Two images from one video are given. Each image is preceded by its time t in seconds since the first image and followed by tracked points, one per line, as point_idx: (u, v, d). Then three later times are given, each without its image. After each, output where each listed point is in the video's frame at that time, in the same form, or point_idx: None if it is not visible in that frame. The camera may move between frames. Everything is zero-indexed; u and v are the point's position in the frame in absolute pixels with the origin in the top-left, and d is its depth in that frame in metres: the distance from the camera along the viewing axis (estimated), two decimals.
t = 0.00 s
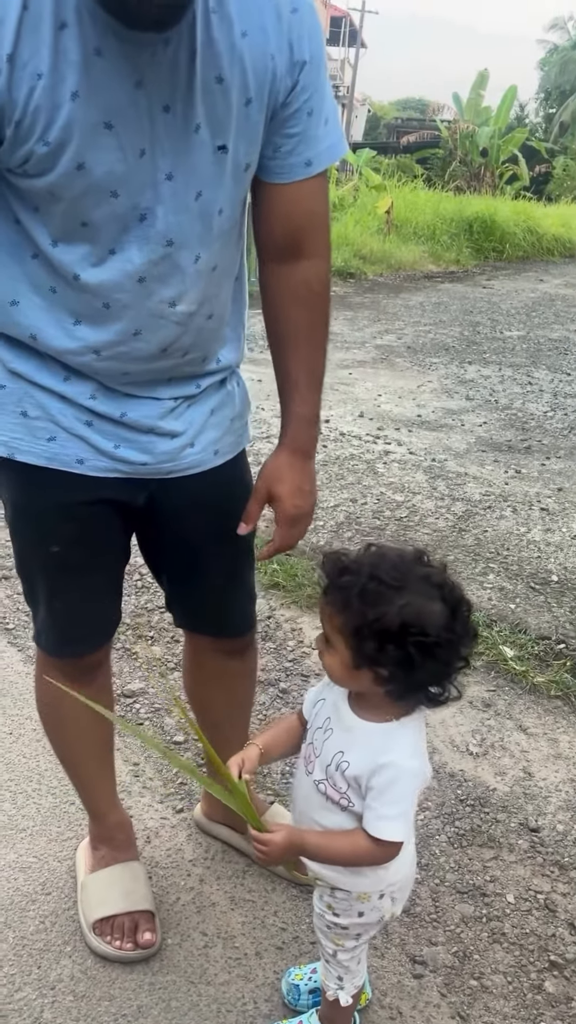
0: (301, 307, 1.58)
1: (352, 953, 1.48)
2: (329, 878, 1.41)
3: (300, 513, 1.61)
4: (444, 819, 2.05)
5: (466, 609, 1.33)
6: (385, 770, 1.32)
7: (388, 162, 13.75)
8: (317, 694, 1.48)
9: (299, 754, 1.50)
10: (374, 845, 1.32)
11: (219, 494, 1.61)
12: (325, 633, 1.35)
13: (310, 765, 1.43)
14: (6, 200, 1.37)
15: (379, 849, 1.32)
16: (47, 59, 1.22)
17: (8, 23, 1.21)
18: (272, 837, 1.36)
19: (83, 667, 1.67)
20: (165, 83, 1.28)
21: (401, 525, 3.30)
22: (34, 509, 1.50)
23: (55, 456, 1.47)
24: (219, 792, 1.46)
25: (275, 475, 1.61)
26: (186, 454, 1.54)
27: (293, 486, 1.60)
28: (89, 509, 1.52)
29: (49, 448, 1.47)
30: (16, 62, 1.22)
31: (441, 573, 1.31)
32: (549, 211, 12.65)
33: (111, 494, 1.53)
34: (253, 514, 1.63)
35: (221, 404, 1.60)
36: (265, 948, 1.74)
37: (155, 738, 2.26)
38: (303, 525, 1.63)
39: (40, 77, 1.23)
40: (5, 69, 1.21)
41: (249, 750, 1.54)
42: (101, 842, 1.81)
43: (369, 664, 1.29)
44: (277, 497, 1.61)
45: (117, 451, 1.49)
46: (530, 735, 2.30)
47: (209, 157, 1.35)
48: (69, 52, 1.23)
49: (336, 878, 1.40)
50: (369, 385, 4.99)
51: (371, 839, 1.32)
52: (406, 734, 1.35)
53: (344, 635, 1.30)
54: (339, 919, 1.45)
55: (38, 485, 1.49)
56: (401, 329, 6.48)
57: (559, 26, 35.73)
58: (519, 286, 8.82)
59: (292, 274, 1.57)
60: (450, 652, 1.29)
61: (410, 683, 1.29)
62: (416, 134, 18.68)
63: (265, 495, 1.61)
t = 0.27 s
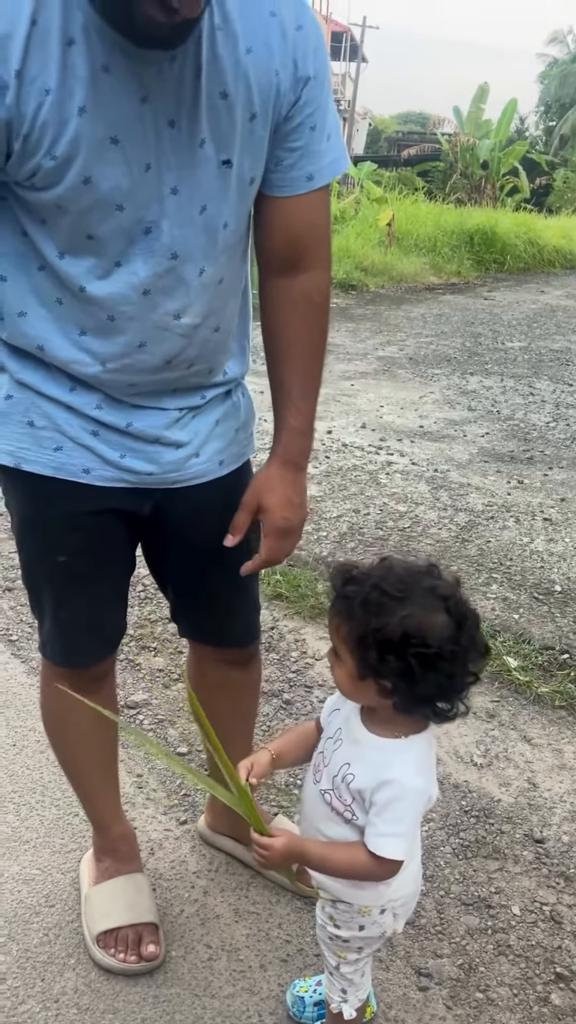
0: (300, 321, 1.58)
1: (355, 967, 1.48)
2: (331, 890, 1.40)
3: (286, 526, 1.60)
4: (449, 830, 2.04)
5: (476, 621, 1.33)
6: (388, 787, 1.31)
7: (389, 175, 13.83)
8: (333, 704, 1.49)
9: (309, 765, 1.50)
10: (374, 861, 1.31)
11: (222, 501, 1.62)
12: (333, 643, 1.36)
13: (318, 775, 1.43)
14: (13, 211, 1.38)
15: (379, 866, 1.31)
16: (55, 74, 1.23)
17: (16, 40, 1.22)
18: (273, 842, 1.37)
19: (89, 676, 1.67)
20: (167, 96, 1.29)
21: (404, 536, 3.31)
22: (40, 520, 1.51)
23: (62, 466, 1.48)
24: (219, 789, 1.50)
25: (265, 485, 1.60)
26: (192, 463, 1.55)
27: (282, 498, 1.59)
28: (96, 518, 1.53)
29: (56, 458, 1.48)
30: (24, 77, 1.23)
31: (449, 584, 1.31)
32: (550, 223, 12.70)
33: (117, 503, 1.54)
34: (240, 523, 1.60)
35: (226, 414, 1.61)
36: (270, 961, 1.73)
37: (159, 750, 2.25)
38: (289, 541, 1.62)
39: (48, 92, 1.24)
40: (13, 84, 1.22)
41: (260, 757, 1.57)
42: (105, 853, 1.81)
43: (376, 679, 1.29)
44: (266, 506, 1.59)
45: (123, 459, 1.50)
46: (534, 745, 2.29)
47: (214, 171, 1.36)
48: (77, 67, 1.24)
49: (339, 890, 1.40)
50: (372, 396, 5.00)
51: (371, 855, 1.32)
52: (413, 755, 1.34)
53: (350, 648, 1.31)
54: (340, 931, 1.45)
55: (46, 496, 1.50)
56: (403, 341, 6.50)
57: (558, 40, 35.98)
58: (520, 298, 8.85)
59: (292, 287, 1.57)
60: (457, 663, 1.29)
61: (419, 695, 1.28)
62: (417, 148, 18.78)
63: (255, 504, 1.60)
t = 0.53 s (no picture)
0: (306, 367, 1.61)
1: (361, 999, 1.48)
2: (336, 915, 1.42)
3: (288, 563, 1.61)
4: (454, 857, 2.03)
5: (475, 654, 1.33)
6: (372, 808, 1.31)
7: (390, 200, 13.98)
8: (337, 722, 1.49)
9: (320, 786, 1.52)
10: (365, 884, 1.31)
11: (228, 522, 1.63)
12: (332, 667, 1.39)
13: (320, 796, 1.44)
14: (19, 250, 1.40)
15: (371, 889, 1.31)
16: (63, 146, 1.27)
17: (27, 112, 1.25)
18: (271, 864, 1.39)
19: (96, 697, 1.67)
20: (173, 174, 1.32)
21: (407, 559, 3.31)
22: (48, 538, 1.52)
23: (68, 485, 1.50)
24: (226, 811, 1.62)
25: (270, 524, 1.62)
26: (194, 484, 1.56)
27: (287, 537, 1.61)
28: (102, 535, 1.54)
29: (62, 477, 1.50)
30: (33, 149, 1.27)
31: (448, 617, 1.31)
32: (551, 248, 12.81)
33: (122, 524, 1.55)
34: (245, 559, 1.61)
35: (227, 435, 1.62)
36: (273, 991, 1.72)
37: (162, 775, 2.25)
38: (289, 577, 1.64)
39: (56, 164, 1.28)
40: (22, 157, 1.26)
41: (272, 779, 1.59)
42: (109, 880, 1.80)
43: (365, 701, 1.31)
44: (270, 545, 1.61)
45: (126, 481, 1.51)
46: (538, 770, 2.28)
47: (216, 239, 1.40)
48: (84, 141, 1.28)
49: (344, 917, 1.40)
50: (374, 420, 5.03)
51: (359, 877, 1.32)
52: (407, 779, 1.33)
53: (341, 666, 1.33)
54: (347, 962, 1.44)
55: (52, 512, 1.52)
56: (405, 364, 6.54)
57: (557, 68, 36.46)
58: (521, 322, 8.91)
59: (299, 336, 1.60)
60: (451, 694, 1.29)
61: (411, 723, 1.29)
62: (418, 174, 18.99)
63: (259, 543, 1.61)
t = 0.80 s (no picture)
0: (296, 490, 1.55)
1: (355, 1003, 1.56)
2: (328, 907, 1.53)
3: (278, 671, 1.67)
4: (458, 885, 2.01)
5: (467, 678, 1.42)
6: (339, 800, 1.44)
7: (393, 225, 14.07)
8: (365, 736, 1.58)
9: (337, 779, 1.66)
10: (324, 869, 1.44)
11: (225, 536, 1.68)
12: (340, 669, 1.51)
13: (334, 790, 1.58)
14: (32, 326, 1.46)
15: (328, 874, 1.44)
16: (72, 299, 1.33)
17: (41, 272, 1.30)
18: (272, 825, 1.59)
19: (98, 713, 1.67)
20: (179, 357, 1.36)
21: (410, 582, 3.30)
22: (49, 548, 1.57)
23: (70, 498, 1.55)
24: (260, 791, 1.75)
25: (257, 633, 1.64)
26: (191, 498, 1.62)
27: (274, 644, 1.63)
28: (104, 544, 1.59)
29: (64, 490, 1.55)
30: (45, 301, 1.33)
31: (442, 639, 1.40)
32: (553, 271, 12.87)
33: (121, 536, 1.60)
34: (237, 661, 1.68)
35: (224, 451, 1.67)
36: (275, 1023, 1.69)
37: (164, 802, 2.23)
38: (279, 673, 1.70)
39: (65, 313, 1.34)
40: (35, 306, 1.33)
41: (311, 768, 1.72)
42: (109, 909, 1.77)
43: (362, 701, 1.43)
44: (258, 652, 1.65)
45: (126, 497, 1.57)
46: (544, 797, 2.26)
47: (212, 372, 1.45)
48: (92, 300, 1.33)
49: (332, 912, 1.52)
50: (378, 443, 5.03)
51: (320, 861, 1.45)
52: (378, 781, 1.43)
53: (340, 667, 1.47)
54: (334, 965, 1.55)
55: (55, 524, 1.57)
56: (408, 387, 6.55)
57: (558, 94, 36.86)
58: (525, 344, 8.93)
59: (288, 458, 1.52)
60: (439, 707, 1.40)
61: (402, 728, 1.41)
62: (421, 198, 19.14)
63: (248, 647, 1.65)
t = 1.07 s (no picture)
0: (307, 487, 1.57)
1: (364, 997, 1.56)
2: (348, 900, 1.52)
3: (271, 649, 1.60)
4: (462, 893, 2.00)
5: (483, 678, 1.41)
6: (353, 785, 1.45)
7: (395, 231, 14.10)
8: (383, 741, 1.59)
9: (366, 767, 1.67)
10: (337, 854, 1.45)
11: (227, 536, 1.68)
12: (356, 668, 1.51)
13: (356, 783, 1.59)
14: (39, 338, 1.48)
15: (339, 860, 1.45)
16: (83, 341, 1.35)
17: (55, 315, 1.32)
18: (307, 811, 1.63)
19: (99, 713, 1.66)
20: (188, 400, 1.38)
21: (413, 588, 3.30)
22: (51, 547, 1.57)
23: (71, 498, 1.55)
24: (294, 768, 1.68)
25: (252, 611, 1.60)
26: (193, 501, 1.62)
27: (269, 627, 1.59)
28: (106, 543, 1.59)
29: (66, 490, 1.55)
30: (58, 341, 1.35)
31: (459, 635, 1.39)
32: (555, 277, 12.89)
33: (122, 536, 1.60)
34: (230, 640, 1.63)
35: (225, 454, 1.67)
36: None
37: (166, 809, 2.22)
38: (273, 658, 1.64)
39: (76, 352, 1.36)
40: (46, 346, 1.36)
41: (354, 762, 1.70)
42: (110, 914, 1.76)
43: (376, 691, 1.43)
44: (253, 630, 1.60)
45: (127, 499, 1.57)
46: (548, 804, 2.25)
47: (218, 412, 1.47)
48: (104, 343, 1.34)
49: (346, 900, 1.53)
50: (380, 449, 5.03)
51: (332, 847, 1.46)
52: (393, 773, 1.43)
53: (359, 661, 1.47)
54: (342, 955, 1.55)
55: (56, 522, 1.57)
56: (410, 393, 6.56)
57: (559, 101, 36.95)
58: (527, 350, 8.93)
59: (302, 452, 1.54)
60: (456, 703, 1.39)
61: (419, 723, 1.40)
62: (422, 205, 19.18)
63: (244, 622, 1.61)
